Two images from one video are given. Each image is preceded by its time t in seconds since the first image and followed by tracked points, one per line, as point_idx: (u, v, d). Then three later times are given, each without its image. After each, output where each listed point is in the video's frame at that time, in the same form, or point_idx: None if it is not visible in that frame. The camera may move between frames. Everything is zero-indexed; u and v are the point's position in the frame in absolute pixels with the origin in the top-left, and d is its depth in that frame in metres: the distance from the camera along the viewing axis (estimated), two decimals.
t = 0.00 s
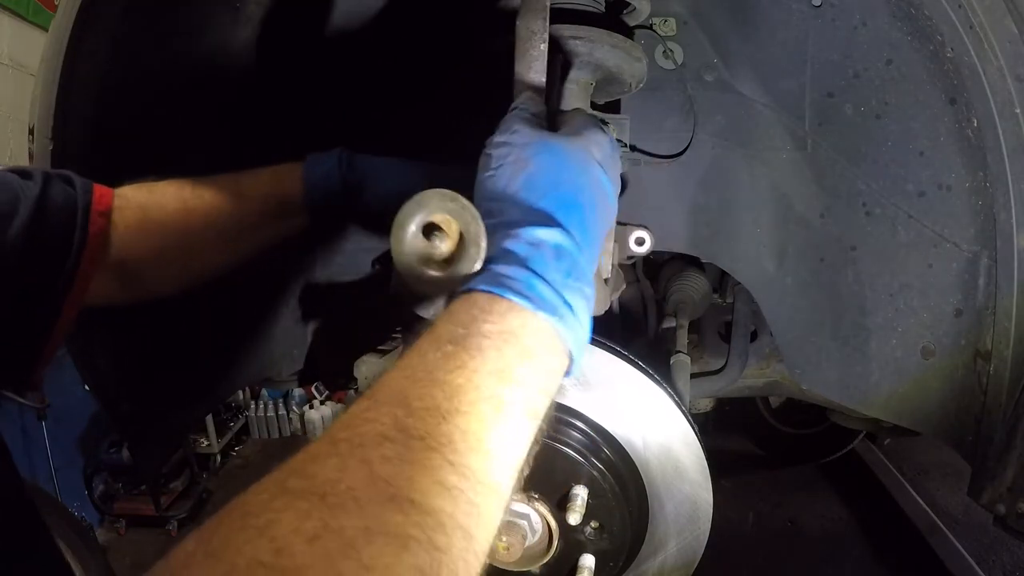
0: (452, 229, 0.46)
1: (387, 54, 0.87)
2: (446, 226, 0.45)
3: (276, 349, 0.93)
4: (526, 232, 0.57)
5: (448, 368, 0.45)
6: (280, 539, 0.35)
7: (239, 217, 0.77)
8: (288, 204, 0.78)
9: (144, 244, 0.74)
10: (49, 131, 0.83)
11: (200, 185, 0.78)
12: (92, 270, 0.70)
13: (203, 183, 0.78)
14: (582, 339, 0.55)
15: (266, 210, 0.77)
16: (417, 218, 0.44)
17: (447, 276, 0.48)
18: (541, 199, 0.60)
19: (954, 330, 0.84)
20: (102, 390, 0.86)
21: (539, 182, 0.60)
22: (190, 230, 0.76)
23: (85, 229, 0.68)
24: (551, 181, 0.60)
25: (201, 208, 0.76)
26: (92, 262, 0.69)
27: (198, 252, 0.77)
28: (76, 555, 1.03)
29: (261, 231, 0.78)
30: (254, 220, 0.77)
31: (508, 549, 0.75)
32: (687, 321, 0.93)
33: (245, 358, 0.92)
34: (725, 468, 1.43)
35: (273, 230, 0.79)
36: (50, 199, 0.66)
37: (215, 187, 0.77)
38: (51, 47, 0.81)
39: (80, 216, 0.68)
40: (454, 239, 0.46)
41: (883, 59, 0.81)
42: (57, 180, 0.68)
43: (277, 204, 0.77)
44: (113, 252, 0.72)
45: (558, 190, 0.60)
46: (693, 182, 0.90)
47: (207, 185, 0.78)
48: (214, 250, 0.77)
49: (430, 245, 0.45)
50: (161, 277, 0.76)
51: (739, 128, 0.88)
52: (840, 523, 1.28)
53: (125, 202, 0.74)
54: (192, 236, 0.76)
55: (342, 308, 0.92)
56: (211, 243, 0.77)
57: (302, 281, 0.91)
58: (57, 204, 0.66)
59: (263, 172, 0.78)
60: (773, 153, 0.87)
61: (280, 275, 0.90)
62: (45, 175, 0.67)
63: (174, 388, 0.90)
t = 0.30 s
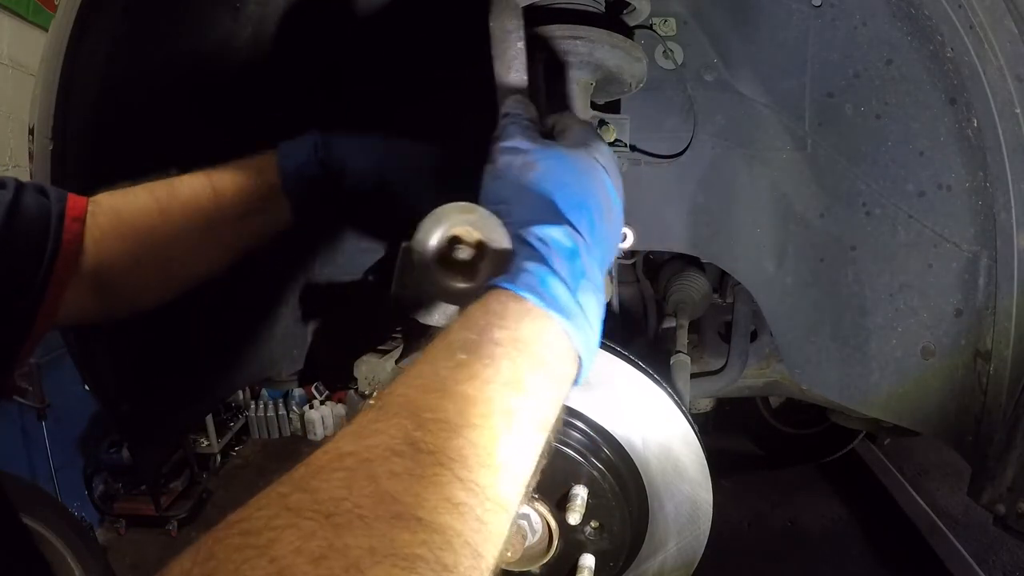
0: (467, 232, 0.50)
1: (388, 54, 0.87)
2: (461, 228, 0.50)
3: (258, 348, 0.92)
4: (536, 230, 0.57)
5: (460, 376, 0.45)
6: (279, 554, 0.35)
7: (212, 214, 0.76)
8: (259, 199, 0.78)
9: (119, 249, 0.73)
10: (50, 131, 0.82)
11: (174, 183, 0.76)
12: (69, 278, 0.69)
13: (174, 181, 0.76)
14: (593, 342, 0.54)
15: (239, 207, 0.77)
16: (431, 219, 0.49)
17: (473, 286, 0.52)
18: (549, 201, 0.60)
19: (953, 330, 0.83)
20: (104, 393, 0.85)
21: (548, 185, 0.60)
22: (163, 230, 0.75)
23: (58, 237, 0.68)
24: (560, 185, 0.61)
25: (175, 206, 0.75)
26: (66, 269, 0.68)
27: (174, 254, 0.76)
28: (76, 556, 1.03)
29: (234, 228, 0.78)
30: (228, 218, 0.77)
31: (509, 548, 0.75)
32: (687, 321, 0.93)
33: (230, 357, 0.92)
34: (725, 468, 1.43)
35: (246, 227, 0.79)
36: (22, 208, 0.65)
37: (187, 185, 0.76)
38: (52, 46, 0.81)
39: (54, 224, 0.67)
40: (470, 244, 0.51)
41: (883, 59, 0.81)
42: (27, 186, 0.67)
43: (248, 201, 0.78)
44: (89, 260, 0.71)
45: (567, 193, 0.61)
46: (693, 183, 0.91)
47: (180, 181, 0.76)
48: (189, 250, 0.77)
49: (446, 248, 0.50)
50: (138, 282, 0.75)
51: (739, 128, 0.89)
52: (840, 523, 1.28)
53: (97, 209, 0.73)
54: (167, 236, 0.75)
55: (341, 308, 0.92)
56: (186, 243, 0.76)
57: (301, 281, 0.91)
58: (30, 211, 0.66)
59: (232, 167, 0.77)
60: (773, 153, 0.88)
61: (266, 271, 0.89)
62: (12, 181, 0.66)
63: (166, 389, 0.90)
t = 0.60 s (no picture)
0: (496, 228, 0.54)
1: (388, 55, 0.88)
2: (492, 223, 0.54)
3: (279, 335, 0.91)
4: (563, 226, 0.57)
5: (483, 364, 0.44)
6: (308, 535, 0.34)
7: (220, 203, 0.73)
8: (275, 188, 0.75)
9: (125, 241, 0.72)
10: (50, 131, 0.82)
11: (179, 172, 0.75)
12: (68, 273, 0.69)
13: (178, 172, 0.75)
14: (617, 338, 0.54)
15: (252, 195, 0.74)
16: (465, 206, 0.54)
17: (496, 281, 0.54)
18: (575, 199, 0.60)
19: (953, 330, 0.83)
20: (105, 393, 0.86)
21: (575, 183, 0.61)
22: (168, 224, 0.73)
23: (56, 228, 0.68)
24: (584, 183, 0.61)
25: (179, 197, 0.73)
26: (66, 263, 0.68)
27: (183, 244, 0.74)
28: (76, 556, 1.03)
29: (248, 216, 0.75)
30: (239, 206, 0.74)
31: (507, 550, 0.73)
32: (687, 321, 0.93)
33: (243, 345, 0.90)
34: (725, 469, 1.43)
35: (265, 213, 0.76)
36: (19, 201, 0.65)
37: (193, 173, 0.74)
38: (52, 46, 0.81)
39: (52, 219, 0.67)
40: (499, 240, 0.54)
41: (883, 59, 0.81)
42: (29, 177, 0.67)
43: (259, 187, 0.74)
44: (88, 254, 0.71)
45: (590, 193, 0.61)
46: (693, 183, 0.91)
47: (185, 170, 0.75)
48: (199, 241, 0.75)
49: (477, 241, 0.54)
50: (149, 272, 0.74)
51: (739, 129, 0.89)
52: (840, 523, 1.28)
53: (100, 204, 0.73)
54: (174, 229, 0.73)
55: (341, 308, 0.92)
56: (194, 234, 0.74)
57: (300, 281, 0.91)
58: (29, 203, 0.65)
59: (240, 150, 0.74)
60: (773, 153, 0.88)
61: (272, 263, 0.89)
62: (15, 172, 0.66)
63: (169, 385, 0.90)
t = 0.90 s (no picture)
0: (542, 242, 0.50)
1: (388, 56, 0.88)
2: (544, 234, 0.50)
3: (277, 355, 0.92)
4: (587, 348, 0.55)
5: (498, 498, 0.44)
6: None
7: (216, 239, 0.73)
8: (273, 233, 0.74)
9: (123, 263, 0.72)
10: (50, 131, 0.83)
11: (178, 200, 0.75)
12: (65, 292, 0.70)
13: (176, 202, 0.75)
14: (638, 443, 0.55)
15: (247, 233, 0.73)
16: (524, 217, 0.49)
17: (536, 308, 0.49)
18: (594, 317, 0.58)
19: (954, 330, 0.83)
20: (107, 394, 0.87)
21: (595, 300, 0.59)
22: (163, 255, 0.73)
23: (58, 243, 0.68)
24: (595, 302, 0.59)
25: (175, 229, 0.73)
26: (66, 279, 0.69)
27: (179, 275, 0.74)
28: (76, 556, 1.03)
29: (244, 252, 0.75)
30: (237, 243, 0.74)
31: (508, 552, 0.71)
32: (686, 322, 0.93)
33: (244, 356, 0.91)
34: (725, 469, 1.43)
35: (261, 252, 0.75)
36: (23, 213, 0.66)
37: (192, 205, 0.74)
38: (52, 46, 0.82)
39: (54, 236, 0.68)
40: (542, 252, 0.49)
41: (883, 59, 0.81)
42: (34, 192, 0.69)
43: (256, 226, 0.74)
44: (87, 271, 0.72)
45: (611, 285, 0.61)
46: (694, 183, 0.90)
47: (183, 200, 0.74)
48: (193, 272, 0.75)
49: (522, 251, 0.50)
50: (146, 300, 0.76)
51: (739, 129, 0.89)
52: (839, 523, 1.29)
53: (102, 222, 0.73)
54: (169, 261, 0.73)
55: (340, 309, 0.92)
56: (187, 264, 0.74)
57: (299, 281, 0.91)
58: (34, 219, 0.67)
59: (237, 182, 0.73)
60: (773, 153, 0.88)
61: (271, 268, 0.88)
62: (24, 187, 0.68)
63: (171, 386, 0.90)
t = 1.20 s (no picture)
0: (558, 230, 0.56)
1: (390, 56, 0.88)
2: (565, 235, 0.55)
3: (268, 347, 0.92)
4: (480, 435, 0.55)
5: None
6: None
7: (204, 224, 0.74)
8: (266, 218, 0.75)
9: (110, 256, 0.73)
10: (49, 131, 0.82)
11: (162, 193, 0.76)
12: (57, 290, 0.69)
13: (163, 190, 0.76)
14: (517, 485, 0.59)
15: (239, 220, 0.74)
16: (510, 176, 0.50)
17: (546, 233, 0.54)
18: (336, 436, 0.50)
19: (954, 330, 0.83)
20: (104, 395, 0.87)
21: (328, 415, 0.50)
22: (151, 247, 0.74)
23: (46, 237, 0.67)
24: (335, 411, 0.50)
25: (163, 216, 0.74)
26: (53, 274, 0.68)
27: (169, 264, 0.75)
28: (76, 556, 1.03)
29: (234, 241, 0.76)
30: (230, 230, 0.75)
31: (508, 551, 0.70)
32: (687, 321, 0.93)
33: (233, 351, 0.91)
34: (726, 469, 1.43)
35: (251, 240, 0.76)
36: (17, 210, 0.65)
37: (178, 191, 0.75)
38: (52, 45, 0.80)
39: (42, 230, 0.67)
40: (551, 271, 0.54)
41: (883, 59, 0.81)
42: (26, 186, 0.67)
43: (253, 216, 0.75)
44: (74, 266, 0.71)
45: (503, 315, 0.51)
46: (693, 182, 0.91)
47: (167, 192, 0.76)
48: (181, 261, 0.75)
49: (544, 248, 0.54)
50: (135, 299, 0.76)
51: (739, 128, 0.89)
52: (839, 523, 1.29)
53: (90, 215, 0.74)
54: (157, 250, 0.74)
55: (340, 309, 0.92)
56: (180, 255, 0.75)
57: (299, 281, 0.91)
58: (24, 213, 0.66)
59: (225, 172, 0.75)
60: (773, 153, 0.88)
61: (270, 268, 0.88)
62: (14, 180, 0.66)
63: (161, 378, 0.89)
